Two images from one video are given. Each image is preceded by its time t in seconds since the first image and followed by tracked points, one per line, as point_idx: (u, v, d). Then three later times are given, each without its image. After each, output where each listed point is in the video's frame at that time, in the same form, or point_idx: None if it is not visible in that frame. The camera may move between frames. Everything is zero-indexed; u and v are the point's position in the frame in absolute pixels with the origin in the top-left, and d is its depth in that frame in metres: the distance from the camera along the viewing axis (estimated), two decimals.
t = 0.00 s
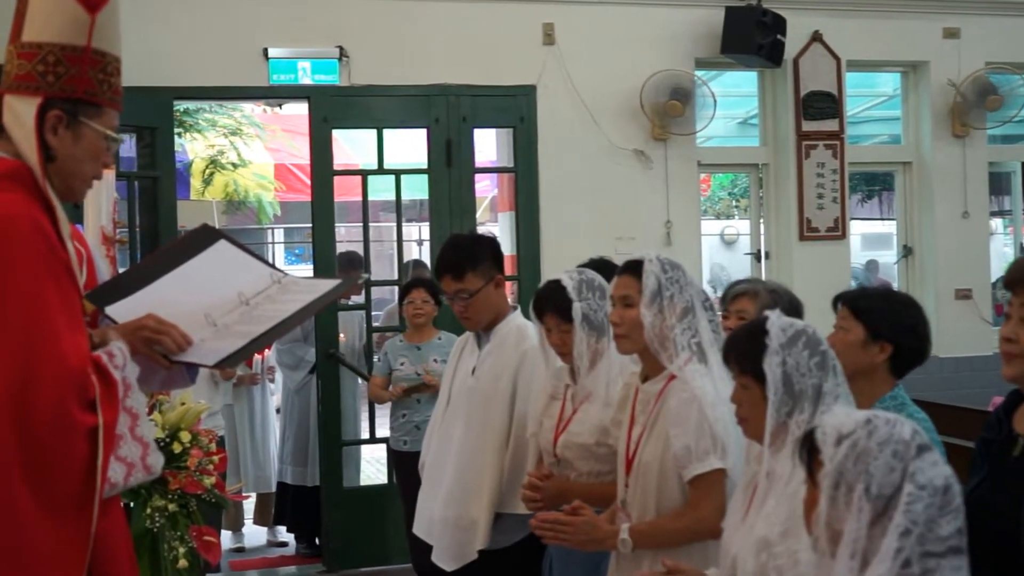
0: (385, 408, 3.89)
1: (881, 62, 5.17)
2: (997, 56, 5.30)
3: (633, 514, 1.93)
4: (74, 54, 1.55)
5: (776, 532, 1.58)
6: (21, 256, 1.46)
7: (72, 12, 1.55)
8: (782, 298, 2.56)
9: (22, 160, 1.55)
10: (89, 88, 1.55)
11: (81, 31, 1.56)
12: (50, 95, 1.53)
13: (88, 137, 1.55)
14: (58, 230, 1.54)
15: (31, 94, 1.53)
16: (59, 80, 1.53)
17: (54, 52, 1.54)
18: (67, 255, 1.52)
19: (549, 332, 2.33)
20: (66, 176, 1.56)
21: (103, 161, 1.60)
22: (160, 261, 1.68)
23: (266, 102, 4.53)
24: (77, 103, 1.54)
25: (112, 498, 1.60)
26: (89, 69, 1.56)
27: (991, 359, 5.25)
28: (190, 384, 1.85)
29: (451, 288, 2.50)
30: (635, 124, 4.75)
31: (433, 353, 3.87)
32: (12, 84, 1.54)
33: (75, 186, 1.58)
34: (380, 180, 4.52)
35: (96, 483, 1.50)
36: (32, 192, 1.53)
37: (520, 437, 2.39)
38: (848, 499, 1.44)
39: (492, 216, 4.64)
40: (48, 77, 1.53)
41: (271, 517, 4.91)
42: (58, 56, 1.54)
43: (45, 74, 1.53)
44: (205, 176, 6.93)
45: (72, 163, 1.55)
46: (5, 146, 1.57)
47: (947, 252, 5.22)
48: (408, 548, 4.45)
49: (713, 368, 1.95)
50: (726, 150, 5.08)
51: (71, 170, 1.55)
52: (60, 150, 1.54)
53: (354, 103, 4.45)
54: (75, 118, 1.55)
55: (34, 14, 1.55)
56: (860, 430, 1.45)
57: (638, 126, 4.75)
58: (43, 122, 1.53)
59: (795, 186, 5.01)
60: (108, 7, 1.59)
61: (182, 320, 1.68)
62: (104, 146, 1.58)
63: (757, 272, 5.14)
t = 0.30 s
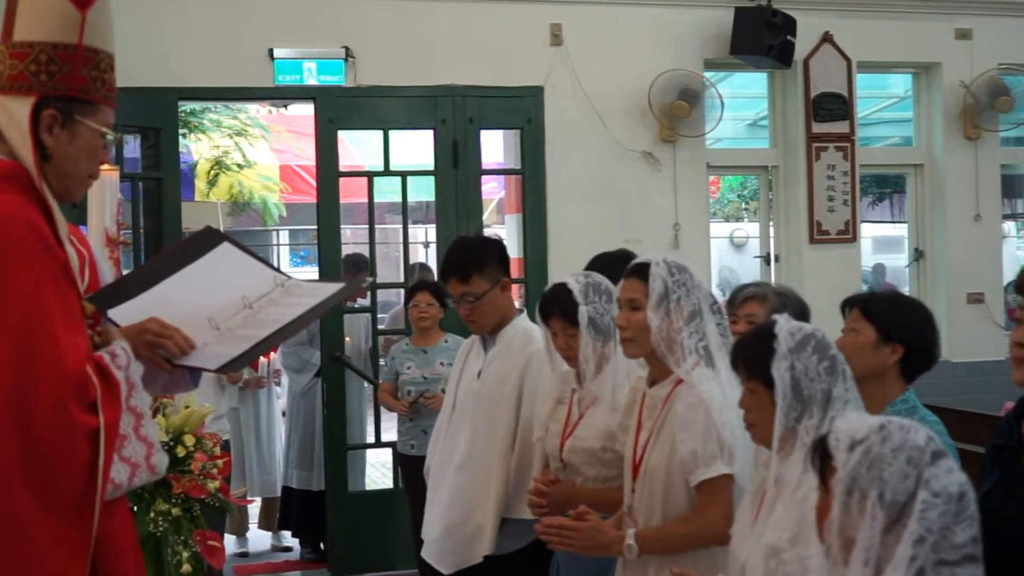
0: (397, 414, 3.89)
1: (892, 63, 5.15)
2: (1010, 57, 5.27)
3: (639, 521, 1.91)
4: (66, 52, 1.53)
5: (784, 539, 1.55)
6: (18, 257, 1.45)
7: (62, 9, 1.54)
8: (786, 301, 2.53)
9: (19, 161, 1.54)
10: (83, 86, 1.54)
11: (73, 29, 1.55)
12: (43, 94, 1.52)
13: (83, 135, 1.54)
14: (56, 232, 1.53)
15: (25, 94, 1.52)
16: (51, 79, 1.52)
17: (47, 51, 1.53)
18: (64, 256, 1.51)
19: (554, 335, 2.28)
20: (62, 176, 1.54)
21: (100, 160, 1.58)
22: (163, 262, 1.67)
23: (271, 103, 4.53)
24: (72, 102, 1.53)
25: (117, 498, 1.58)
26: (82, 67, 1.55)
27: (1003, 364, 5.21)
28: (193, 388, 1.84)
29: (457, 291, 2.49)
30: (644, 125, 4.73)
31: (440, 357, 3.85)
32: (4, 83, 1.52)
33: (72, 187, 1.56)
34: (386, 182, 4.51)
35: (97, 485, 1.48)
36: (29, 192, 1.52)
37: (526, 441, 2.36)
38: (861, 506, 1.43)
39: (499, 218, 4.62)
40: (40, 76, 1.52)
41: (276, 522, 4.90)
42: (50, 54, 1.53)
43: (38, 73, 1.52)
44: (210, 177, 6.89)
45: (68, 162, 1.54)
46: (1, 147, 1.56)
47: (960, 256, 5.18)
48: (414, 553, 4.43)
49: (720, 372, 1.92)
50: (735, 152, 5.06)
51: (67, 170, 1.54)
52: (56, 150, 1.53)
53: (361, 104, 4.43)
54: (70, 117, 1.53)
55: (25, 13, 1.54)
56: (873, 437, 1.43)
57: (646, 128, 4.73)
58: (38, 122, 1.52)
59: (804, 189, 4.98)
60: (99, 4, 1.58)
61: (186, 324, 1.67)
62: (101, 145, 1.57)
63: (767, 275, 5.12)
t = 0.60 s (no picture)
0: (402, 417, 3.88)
1: (903, 64, 5.13)
2: (1022, 57, 5.24)
3: (646, 526, 1.89)
4: (70, 52, 1.53)
5: (794, 543, 1.54)
6: (25, 259, 1.44)
7: (65, 10, 1.53)
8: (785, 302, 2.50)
9: (23, 163, 1.53)
10: (87, 87, 1.53)
11: (77, 31, 1.54)
12: (47, 95, 1.51)
13: (87, 137, 1.53)
14: (61, 233, 1.52)
15: (29, 95, 1.51)
16: (55, 80, 1.51)
17: (50, 52, 1.52)
18: (70, 259, 1.50)
19: (561, 338, 2.26)
20: (66, 178, 1.53)
21: (103, 161, 1.57)
22: (167, 265, 1.66)
23: (277, 105, 4.52)
24: (75, 102, 1.52)
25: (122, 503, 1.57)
26: (86, 68, 1.54)
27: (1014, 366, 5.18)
28: (198, 392, 1.83)
29: (463, 293, 2.48)
30: (652, 127, 4.71)
31: (442, 360, 3.85)
32: (8, 85, 1.52)
33: (75, 188, 1.55)
34: (390, 184, 4.50)
35: (104, 489, 1.47)
36: (32, 193, 1.51)
37: (534, 445, 2.35)
38: (877, 510, 1.41)
39: (505, 220, 4.61)
40: (44, 76, 1.51)
41: (282, 526, 4.88)
42: (54, 55, 1.52)
43: (41, 74, 1.51)
44: (215, 178, 6.94)
45: (72, 163, 1.52)
46: (5, 148, 1.55)
47: (971, 258, 5.15)
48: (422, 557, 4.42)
49: (728, 375, 1.90)
50: (745, 154, 5.04)
51: (71, 172, 1.53)
52: (60, 152, 1.52)
53: (368, 105, 4.43)
54: (74, 118, 1.52)
55: (27, 14, 1.54)
56: (889, 440, 1.41)
57: (654, 129, 4.71)
58: (41, 123, 1.51)
59: (814, 191, 4.96)
60: (103, 5, 1.57)
61: (191, 327, 1.66)
62: (104, 146, 1.56)
63: (776, 277, 5.09)
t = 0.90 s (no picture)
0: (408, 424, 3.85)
1: (915, 64, 5.10)
2: None
3: (655, 532, 1.87)
4: (71, 53, 1.51)
5: (806, 550, 1.52)
6: (29, 261, 1.42)
7: (66, 10, 1.52)
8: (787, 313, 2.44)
9: (24, 165, 1.51)
10: (88, 88, 1.51)
11: (77, 31, 1.52)
12: (48, 96, 1.49)
13: (88, 138, 1.51)
14: (63, 235, 1.50)
15: (29, 96, 1.49)
16: (56, 81, 1.50)
17: (50, 53, 1.50)
18: (74, 264, 1.48)
19: (569, 342, 2.23)
20: (68, 180, 1.51)
21: (105, 163, 1.56)
22: (174, 268, 1.68)
23: (282, 106, 4.50)
24: (76, 104, 1.50)
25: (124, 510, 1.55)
26: (87, 69, 1.52)
27: None
28: (202, 397, 1.81)
29: (472, 295, 2.45)
30: (661, 129, 4.68)
31: (450, 365, 3.83)
32: (8, 86, 1.50)
33: (78, 190, 1.53)
34: (397, 187, 4.47)
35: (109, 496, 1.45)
36: (34, 195, 1.49)
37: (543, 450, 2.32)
38: (893, 515, 1.39)
39: (512, 223, 4.58)
40: (45, 78, 1.49)
41: (288, 531, 4.86)
42: (55, 56, 1.50)
43: (42, 75, 1.50)
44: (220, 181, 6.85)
45: (73, 165, 1.51)
46: (5, 150, 1.53)
47: (984, 261, 5.12)
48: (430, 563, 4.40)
49: (738, 381, 1.88)
50: (755, 156, 5.02)
51: (73, 174, 1.51)
52: (61, 154, 1.50)
53: (373, 107, 4.41)
54: (75, 120, 1.51)
55: (28, 14, 1.52)
56: (905, 445, 1.39)
57: (664, 131, 4.69)
58: (43, 125, 1.49)
59: (825, 193, 4.93)
60: (104, 5, 1.56)
61: (195, 331, 1.63)
62: (106, 147, 1.54)
63: (786, 281, 5.07)
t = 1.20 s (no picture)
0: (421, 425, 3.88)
1: (925, 66, 5.08)
2: None
3: (664, 538, 1.84)
4: (75, 56, 1.49)
5: (819, 558, 1.51)
6: (35, 264, 1.40)
7: (70, 12, 1.50)
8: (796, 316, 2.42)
9: (29, 169, 1.50)
10: (93, 91, 1.50)
11: (82, 33, 1.50)
12: (52, 99, 1.48)
13: (93, 141, 1.50)
14: (68, 239, 1.47)
15: (33, 99, 1.47)
16: (61, 84, 1.48)
17: (55, 55, 1.49)
18: (80, 267, 1.46)
19: (576, 348, 2.23)
20: (73, 184, 1.50)
21: (111, 165, 1.54)
22: (176, 275, 1.63)
23: (287, 110, 4.49)
24: (81, 107, 1.49)
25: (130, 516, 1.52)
26: (92, 71, 1.51)
27: None
28: (207, 402, 1.80)
29: (481, 298, 2.44)
30: (669, 131, 4.66)
31: (464, 371, 3.83)
32: (12, 90, 1.48)
33: (84, 193, 1.52)
34: (403, 190, 4.47)
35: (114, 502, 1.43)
36: (38, 199, 1.47)
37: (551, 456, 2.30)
38: (909, 520, 1.36)
39: (518, 226, 4.56)
40: (49, 81, 1.48)
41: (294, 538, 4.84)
42: (59, 59, 1.49)
43: (47, 78, 1.48)
44: (223, 184, 6.89)
45: (79, 168, 1.49)
46: (8, 154, 1.50)
47: (995, 263, 5.10)
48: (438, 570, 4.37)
49: (748, 386, 1.86)
50: (763, 158, 5.00)
51: (78, 177, 1.49)
52: (66, 158, 1.49)
53: (378, 110, 4.39)
54: (80, 123, 1.49)
55: (33, 17, 1.50)
56: (920, 449, 1.37)
57: (672, 133, 4.67)
58: (47, 128, 1.48)
59: (835, 195, 4.92)
60: (108, 6, 1.54)
61: (201, 336, 1.62)
62: (111, 151, 1.52)
63: (795, 284, 5.05)
